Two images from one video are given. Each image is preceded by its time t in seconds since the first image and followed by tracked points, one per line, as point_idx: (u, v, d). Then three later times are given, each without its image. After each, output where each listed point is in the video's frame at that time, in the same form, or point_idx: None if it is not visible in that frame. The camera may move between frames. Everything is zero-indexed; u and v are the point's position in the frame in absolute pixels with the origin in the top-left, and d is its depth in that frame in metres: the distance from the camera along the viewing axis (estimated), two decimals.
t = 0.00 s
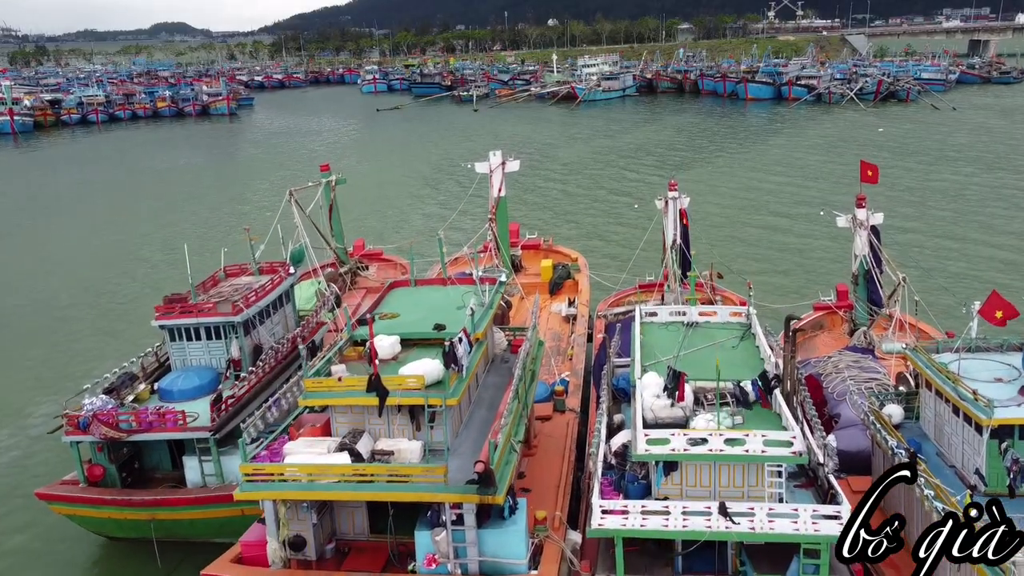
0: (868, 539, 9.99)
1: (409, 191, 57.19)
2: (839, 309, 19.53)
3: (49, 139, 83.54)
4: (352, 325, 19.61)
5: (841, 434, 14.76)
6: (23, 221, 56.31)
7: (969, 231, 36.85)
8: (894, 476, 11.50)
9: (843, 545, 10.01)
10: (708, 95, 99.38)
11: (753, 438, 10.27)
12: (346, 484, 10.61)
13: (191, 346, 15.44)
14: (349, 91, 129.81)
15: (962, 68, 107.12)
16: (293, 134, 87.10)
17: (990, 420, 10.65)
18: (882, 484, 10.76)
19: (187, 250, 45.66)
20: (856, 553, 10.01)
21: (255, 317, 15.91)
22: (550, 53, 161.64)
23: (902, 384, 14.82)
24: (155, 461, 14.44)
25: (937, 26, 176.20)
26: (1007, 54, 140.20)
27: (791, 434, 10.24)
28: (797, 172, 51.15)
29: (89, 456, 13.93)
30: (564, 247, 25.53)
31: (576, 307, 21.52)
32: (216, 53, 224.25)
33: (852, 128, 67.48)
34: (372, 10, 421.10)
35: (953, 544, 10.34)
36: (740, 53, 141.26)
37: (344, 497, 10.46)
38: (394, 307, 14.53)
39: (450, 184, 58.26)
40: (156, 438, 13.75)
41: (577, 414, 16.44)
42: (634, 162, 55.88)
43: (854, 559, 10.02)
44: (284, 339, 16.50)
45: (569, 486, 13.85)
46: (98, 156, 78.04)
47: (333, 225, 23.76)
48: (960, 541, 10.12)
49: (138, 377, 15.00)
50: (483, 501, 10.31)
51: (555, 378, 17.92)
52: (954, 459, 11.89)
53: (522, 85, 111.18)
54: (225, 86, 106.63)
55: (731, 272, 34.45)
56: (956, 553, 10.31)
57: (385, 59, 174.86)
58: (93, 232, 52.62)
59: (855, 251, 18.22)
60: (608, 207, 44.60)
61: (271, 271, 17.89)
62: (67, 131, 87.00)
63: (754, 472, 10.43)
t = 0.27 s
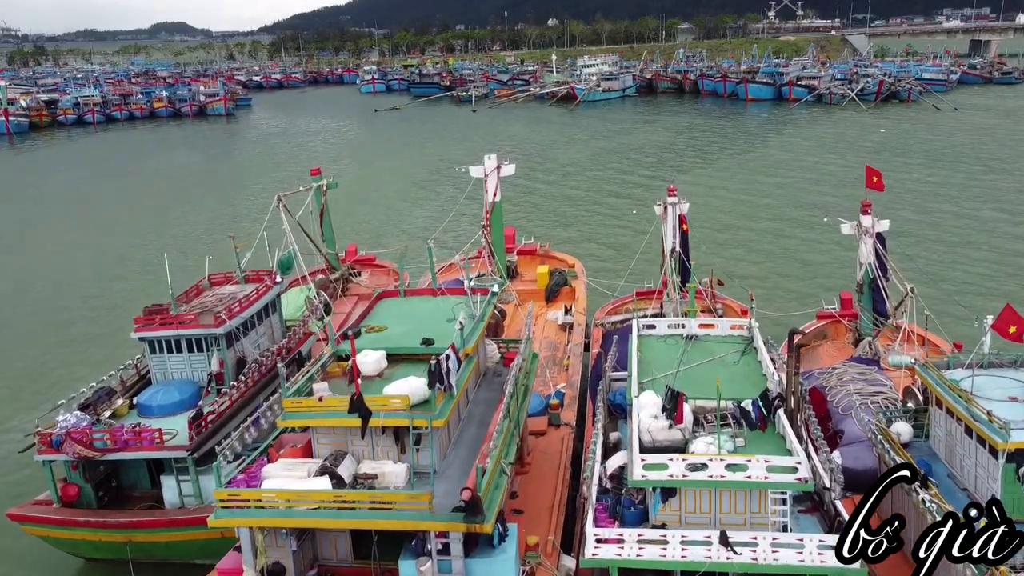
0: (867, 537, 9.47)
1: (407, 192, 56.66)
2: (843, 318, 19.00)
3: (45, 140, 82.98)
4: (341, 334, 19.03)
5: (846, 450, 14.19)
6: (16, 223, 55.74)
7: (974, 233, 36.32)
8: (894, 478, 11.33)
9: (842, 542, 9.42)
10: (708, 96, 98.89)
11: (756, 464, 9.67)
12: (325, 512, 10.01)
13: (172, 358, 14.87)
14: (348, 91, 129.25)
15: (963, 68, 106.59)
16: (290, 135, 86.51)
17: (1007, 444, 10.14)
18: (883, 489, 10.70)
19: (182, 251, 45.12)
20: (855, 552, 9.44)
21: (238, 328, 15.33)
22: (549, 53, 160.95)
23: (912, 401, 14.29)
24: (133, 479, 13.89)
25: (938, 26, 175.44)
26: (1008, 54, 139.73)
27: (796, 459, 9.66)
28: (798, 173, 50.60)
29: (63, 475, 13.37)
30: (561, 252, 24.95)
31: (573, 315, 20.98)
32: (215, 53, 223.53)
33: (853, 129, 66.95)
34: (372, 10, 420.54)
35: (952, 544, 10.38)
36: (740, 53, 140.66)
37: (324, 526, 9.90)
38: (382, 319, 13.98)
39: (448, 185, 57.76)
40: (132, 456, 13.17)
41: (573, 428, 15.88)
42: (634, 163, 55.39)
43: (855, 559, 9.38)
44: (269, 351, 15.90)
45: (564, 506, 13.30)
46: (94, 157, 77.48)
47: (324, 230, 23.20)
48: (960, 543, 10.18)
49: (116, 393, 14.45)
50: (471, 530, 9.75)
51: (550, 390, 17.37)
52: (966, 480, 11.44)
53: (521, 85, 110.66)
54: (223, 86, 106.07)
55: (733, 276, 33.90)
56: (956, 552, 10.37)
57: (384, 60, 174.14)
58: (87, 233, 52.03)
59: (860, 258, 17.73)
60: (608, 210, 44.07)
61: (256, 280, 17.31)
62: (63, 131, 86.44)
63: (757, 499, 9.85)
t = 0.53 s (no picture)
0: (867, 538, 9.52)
1: (405, 194, 56.16)
2: (847, 327, 18.48)
3: (41, 140, 82.52)
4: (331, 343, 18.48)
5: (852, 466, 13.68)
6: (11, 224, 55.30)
7: (978, 235, 35.88)
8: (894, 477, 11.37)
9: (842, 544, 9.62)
10: (708, 96, 98.40)
11: (760, 491, 9.12)
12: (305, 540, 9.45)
13: (152, 371, 14.33)
14: (347, 91, 128.75)
15: (964, 69, 106.10)
16: (289, 135, 86.04)
17: None
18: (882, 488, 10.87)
19: (177, 253, 44.66)
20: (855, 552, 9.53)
21: (222, 339, 14.79)
22: (549, 52, 160.35)
23: (918, 416, 13.57)
24: (110, 498, 13.31)
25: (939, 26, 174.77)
26: (1009, 54, 139.30)
27: (802, 486, 9.11)
28: (800, 175, 50.10)
29: (37, 494, 12.84)
30: (558, 257, 24.39)
31: (570, 323, 20.44)
32: (214, 53, 223.00)
33: (855, 129, 66.50)
34: (372, 10, 420.03)
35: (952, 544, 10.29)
36: (741, 53, 140.12)
37: (302, 556, 9.36)
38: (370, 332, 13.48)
39: (446, 186, 57.35)
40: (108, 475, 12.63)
41: (569, 443, 15.36)
42: (633, 165, 54.96)
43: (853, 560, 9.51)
44: (253, 363, 15.36)
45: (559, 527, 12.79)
46: (90, 157, 77.03)
47: (315, 235, 22.67)
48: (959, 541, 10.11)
49: (94, 407, 13.90)
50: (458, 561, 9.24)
51: (546, 403, 16.81)
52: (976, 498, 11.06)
53: (521, 85, 110.15)
54: (220, 87, 105.55)
55: (735, 280, 33.37)
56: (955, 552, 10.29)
57: (383, 59, 173.55)
58: (82, 234, 51.58)
59: (865, 266, 17.23)
60: (608, 212, 43.55)
61: (242, 288, 16.78)
62: (60, 132, 85.97)
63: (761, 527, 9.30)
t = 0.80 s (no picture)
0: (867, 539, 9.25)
1: (403, 195, 55.62)
2: (853, 338, 17.89)
3: (37, 141, 81.93)
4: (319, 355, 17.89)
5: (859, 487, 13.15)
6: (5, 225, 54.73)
7: (984, 238, 35.31)
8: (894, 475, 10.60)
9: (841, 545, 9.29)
10: (708, 96, 97.82)
11: (767, 526, 8.51)
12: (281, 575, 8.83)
13: (129, 388, 13.72)
14: (345, 91, 128.15)
15: (966, 69, 105.66)
16: (286, 136, 85.49)
17: None
18: (883, 487, 10.08)
19: (171, 255, 44.06)
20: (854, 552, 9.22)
21: (203, 353, 14.19)
22: (548, 52, 159.68)
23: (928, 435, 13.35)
24: (85, 519, 12.70)
25: (940, 26, 173.97)
26: (1010, 54, 139.00)
27: (812, 521, 8.50)
28: (802, 177, 49.61)
29: (8, 517, 12.26)
30: (555, 264, 23.77)
31: (567, 332, 19.85)
32: (212, 53, 222.34)
33: (857, 131, 65.95)
34: (371, 10, 419.41)
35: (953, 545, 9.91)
36: (741, 53, 139.50)
37: None
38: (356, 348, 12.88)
39: (445, 188, 56.82)
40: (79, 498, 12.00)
41: (565, 461, 14.79)
42: (633, 166, 54.43)
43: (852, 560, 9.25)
44: (236, 379, 14.75)
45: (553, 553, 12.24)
46: (86, 158, 76.46)
47: (305, 242, 22.07)
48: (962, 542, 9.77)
49: (67, 426, 13.29)
50: None
51: (542, 417, 16.26)
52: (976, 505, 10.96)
53: (520, 85, 109.55)
54: (218, 87, 104.99)
55: (738, 284, 32.80)
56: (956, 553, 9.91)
57: (382, 59, 172.90)
58: (76, 236, 50.99)
59: (873, 276, 16.64)
60: (608, 215, 43.03)
61: (226, 300, 16.17)
62: (56, 133, 85.41)
63: (768, 563, 8.68)
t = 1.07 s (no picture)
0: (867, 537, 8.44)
1: (401, 197, 55.02)
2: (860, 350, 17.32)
3: (32, 142, 81.36)
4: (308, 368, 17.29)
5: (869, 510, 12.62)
6: None
7: (989, 241, 34.83)
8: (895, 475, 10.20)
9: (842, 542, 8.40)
10: (709, 96, 97.24)
11: (776, 567, 7.91)
12: None
13: (107, 406, 13.11)
14: (344, 91, 127.53)
15: (968, 69, 105.05)
16: (284, 137, 84.90)
17: None
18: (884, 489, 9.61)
19: (166, 257, 43.58)
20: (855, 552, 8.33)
21: (184, 369, 13.58)
22: (548, 52, 159.00)
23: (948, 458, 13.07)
24: (59, 544, 12.05)
25: (941, 26, 173.08)
26: (1011, 54, 138.49)
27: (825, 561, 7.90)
28: (805, 180, 49.02)
29: None
30: (552, 271, 23.16)
31: (564, 343, 19.24)
32: (211, 53, 221.63)
33: (858, 132, 65.44)
34: (371, 10, 418.58)
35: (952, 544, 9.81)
36: (742, 53, 138.84)
37: None
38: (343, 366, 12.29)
39: (443, 189, 56.33)
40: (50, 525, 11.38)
41: (562, 481, 14.19)
42: (633, 168, 53.94)
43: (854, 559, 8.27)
44: (218, 395, 14.16)
45: None
46: (82, 159, 75.97)
47: (296, 249, 21.48)
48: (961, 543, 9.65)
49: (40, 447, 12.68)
50: None
51: (538, 433, 15.69)
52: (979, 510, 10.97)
53: (519, 85, 108.97)
54: (215, 87, 104.40)
55: (741, 288, 32.16)
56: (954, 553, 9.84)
57: (381, 59, 172.22)
58: (71, 237, 50.51)
59: (881, 287, 16.05)
60: (608, 218, 42.45)
61: (210, 311, 15.57)
62: (52, 133, 84.84)
63: None
